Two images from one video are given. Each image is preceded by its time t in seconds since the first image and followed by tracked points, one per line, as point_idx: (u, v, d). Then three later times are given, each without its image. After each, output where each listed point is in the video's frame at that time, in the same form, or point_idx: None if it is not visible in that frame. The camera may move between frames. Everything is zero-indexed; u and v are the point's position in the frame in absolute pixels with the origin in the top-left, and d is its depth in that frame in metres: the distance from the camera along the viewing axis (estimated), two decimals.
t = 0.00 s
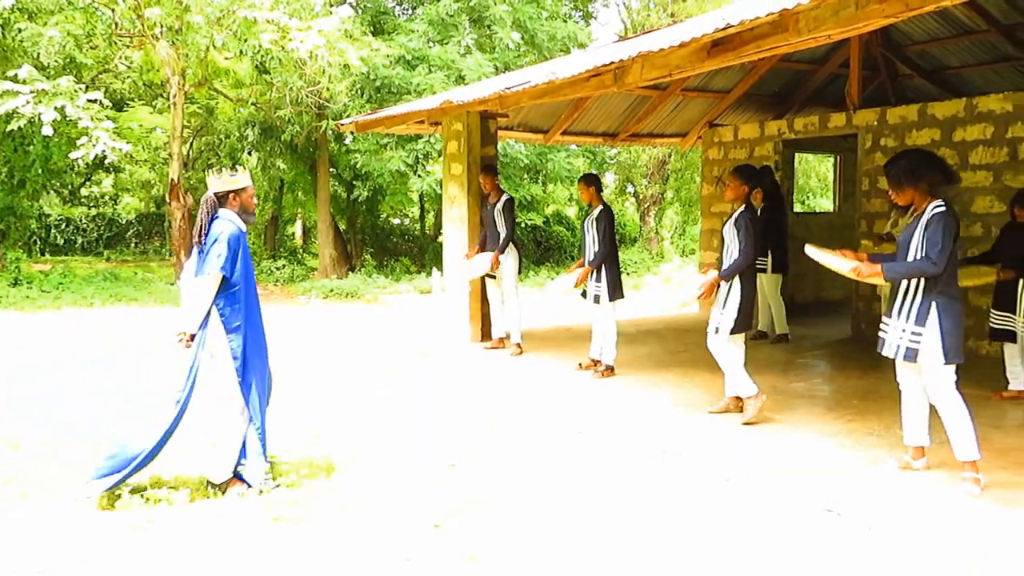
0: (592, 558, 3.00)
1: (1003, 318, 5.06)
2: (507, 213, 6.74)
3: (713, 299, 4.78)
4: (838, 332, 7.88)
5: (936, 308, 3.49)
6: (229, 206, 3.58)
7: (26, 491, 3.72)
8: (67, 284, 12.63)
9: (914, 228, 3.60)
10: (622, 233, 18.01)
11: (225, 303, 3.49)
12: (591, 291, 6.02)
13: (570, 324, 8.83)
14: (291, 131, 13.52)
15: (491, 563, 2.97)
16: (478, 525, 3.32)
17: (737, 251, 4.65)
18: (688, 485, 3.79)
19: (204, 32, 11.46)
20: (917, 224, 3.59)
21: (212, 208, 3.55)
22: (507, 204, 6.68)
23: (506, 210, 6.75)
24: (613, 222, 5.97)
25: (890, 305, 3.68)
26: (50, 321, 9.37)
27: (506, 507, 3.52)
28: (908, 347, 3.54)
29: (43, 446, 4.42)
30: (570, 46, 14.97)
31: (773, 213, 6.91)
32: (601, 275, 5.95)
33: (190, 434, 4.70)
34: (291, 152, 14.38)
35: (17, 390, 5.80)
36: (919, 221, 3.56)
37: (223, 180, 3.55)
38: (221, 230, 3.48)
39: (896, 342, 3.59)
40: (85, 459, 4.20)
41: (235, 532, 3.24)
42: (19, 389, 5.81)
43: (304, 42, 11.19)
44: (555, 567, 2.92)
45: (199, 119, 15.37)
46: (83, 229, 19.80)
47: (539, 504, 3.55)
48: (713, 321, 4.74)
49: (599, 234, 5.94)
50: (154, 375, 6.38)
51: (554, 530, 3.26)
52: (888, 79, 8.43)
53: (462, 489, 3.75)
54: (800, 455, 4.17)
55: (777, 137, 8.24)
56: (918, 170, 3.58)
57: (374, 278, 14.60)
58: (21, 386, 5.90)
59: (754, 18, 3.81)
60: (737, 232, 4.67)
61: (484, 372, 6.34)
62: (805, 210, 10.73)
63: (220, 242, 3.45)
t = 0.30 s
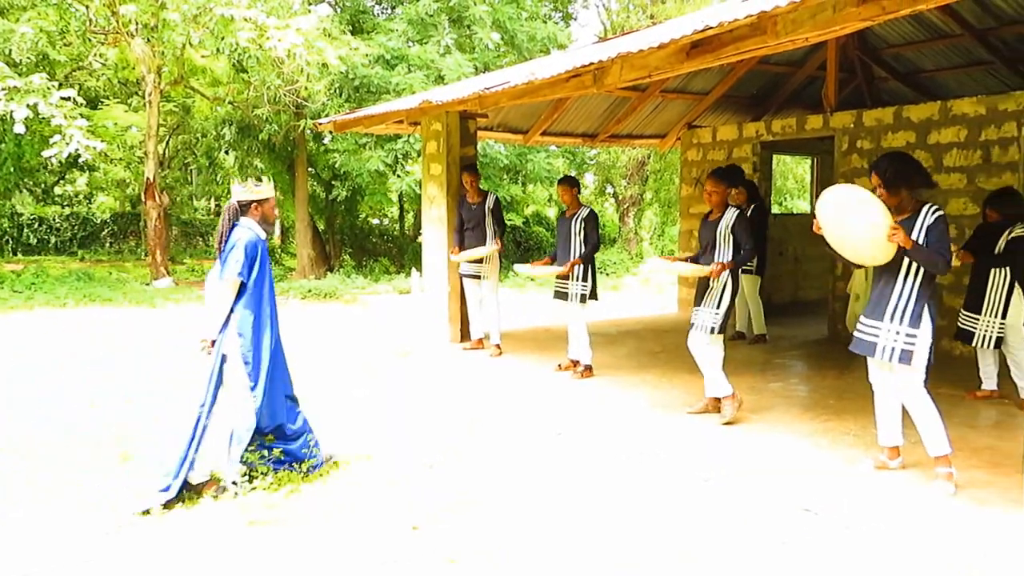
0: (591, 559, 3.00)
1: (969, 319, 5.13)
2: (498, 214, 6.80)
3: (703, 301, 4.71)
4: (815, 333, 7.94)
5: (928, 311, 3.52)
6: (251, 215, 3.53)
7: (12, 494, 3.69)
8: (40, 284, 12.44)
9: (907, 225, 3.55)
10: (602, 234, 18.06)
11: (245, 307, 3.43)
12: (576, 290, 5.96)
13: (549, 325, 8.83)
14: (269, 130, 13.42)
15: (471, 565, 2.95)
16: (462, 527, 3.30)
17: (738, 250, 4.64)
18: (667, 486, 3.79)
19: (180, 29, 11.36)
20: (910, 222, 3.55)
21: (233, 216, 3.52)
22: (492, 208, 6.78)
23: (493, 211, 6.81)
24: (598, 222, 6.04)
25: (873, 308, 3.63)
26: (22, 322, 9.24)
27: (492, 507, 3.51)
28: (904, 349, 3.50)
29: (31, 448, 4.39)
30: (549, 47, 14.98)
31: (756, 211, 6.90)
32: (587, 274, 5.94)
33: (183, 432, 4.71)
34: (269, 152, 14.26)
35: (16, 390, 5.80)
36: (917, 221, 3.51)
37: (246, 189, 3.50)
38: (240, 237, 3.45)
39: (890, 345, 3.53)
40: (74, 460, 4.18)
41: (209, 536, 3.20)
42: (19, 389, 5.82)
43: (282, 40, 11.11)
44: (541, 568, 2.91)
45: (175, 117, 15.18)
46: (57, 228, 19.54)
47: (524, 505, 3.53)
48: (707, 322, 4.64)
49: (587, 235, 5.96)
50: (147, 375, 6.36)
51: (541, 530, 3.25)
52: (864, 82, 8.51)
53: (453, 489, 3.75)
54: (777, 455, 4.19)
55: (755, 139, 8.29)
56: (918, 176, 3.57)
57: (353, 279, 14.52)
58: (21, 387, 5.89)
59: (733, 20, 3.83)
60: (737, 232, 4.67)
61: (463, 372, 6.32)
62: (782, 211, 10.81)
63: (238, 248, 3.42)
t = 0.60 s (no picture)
0: (591, 559, 3.00)
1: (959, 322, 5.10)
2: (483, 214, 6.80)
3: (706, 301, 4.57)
4: (794, 333, 7.99)
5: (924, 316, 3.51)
6: (279, 213, 3.63)
7: (12, 494, 3.73)
8: (14, 285, 12.27)
9: (898, 232, 3.48)
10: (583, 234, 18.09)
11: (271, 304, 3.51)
12: (561, 289, 5.94)
13: (530, 325, 8.82)
14: (248, 129, 13.31)
15: (453, 568, 2.93)
16: (443, 527, 3.30)
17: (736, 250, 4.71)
18: (647, 486, 3.79)
19: (157, 27, 11.25)
20: (900, 229, 3.48)
21: (262, 214, 3.64)
22: (478, 209, 6.78)
23: (478, 210, 6.82)
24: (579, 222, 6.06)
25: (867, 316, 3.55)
26: None
27: (472, 507, 3.52)
28: (920, 354, 3.43)
29: (29, 448, 4.44)
30: (530, 47, 14.97)
31: (743, 208, 6.73)
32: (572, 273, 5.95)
33: (180, 432, 4.75)
34: (247, 151, 14.14)
35: (17, 390, 5.90)
36: (909, 228, 3.45)
37: (274, 189, 3.61)
38: (268, 233, 3.54)
39: (902, 350, 3.44)
40: (71, 461, 4.22)
41: (185, 542, 3.15)
42: (15, 390, 5.86)
43: (261, 39, 10.99)
44: (520, 568, 2.92)
45: (152, 116, 14.98)
46: (31, 228, 19.28)
47: (506, 506, 3.54)
48: (716, 322, 4.56)
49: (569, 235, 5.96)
50: (149, 375, 6.41)
51: (521, 530, 3.26)
52: (843, 84, 8.58)
53: (433, 489, 3.75)
54: (758, 456, 4.20)
55: (735, 140, 8.33)
56: (906, 181, 3.46)
57: (333, 279, 14.43)
58: (20, 387, 5.99)
59: (714, 21, 3.83)
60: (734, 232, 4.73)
61: (445, 373, 6.29)
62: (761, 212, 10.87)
63: (264, 244, 3.52)
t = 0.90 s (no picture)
0: (592, 559, 2.99)
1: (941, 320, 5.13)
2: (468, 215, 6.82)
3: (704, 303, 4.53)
4: (776, 332, 8.02)
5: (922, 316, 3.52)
6: (290, 211, 3.56)
7: (10, 494, 3.65)
8: None
9: (892, 233, 3.48)
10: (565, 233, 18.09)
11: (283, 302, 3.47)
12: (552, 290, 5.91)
13: (513, 325, 8.79)
14: (227, 127, 13.17)
15: (436, 571, 2.89)
16: (434, 528, 3.28)
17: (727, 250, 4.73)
18: (630, 487, 3.78)
19: (135, 24, 11.11)
20: (894, 230, 3.48)
21: (272, 213, 3.55)
22: (463, 211, 6.78)
23: (463, 212, 6.81)
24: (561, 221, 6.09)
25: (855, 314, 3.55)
26: None
27: (461, 507, 3.50)
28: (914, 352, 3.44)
29: (13, 449, 4.37)
30: (512, 46, 14.94)
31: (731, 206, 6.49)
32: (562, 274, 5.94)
33: (181, 432, 4.69)
34: (227, 150, 14.00)
35: (16, 390, 5.81)
36: (903, 229, 3.46)
37: (285, 187, 3.53)
38: (279, 230, 3.45)
39: (898, 348, 3.44)
40: (54, 462, 4.15)
41: (163, 547, 3.09)
42: (17, 390, 5.79)
43: (241, 36, 10.89)
44: (518, 568, 2.90)
45: (130, 113, 14.80)
46: (6, 227, 18.98)
47: (499, 506, 3.52)
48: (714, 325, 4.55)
49: (552, 236, 6.00)
50: (149, 375, 6.34)
51: (508, 531, 3.23)
52: (824, 84, 8.61)
53: (424, 490, 3.74)
54: (741, 455, 4.19)
55: (717, 139, 8.34)
56: (900, 181, 3.42)
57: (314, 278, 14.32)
58: (21, 387, 5.91)
59: (698, 19, 3.81)
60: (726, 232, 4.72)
61: (427, 373, 6.25)
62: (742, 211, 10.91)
63: (277, 242, 3.44)
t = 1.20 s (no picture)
0: (591, 559, 2.98)
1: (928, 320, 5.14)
2: (456, 217, 6.79)
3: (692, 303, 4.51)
4: (763, 331, 8.02)
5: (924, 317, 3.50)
6: (306, 217, 3.57)
7: None
8: None
9: (893, 227, 3.45)
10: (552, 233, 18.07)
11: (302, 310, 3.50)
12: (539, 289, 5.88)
13: (500, 325, 8.75)
14: (212, 126, 13.05)
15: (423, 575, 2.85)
16: (422, 528, 3.27)
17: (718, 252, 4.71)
18: (619, 488, 3.75)
19: (118, 21, 10.99)
20: (894, 224, 3.45)
21: (289, 219, 3.54)
22: (451, 210, 6.73)
23: (451, 212, 6.78)
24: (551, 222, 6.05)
25: (852, 312, 3.53)
26: None
27: (452, 509, 3.48)
28: (913, 353, 3.44)
29: None
30: (499, 45, 14.91)
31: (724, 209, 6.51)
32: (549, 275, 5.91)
33: (179, 433, 4.65)
34: (212, 148, 13.87)
35: (16, 390, 5.75)
36: (905, 224, 3.43)
37: (303, 192, 3.54)
38: (297, 239, 3.47)
39: (898, 347, 3.44)
40: (36, 464, 4.08)
41: (144, 552, 3.03)
42: (17, 390, 5.73)
43: (225, 33, 10.79)
44: (514, 568, 2.90)
45: (114, 112, 14.64)
46: None
47: (489, 505, 3.52)
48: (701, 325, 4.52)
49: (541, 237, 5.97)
50: (148, 375, 6.27)
51: (498, 533, 3.20)
52: (810, 84, 8.63)
53: (413, 490, 3.72)
54: (731, 456, 4.18)
55: (704, 139, 8.34)
56: (904, 178, 3.42)
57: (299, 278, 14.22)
58: (21, 387, 5.84)
59: (688, 17, 3.78)
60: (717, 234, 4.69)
61: (414, 374, 6.21)
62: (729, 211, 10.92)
63: (296, 251, 3.46)
